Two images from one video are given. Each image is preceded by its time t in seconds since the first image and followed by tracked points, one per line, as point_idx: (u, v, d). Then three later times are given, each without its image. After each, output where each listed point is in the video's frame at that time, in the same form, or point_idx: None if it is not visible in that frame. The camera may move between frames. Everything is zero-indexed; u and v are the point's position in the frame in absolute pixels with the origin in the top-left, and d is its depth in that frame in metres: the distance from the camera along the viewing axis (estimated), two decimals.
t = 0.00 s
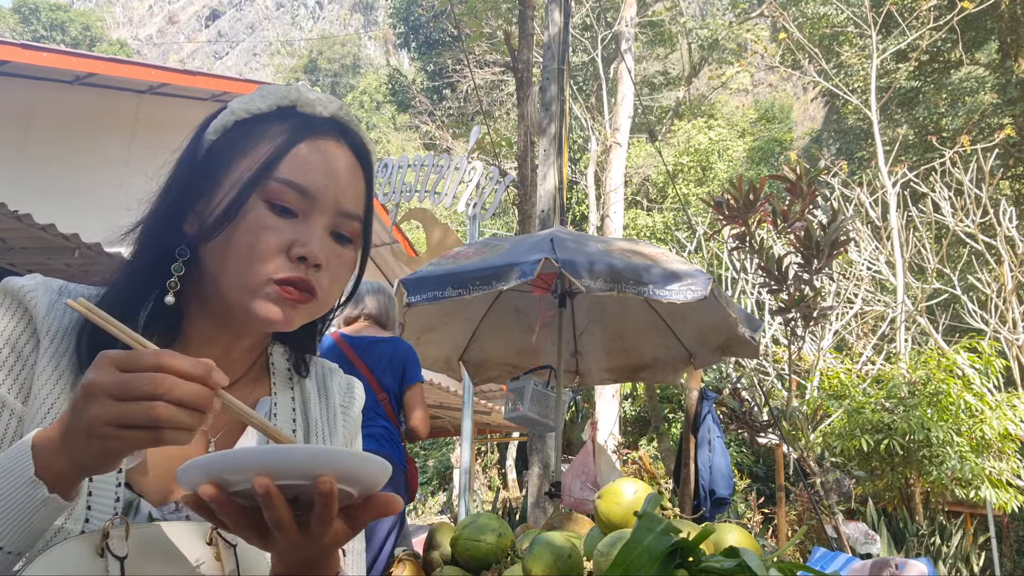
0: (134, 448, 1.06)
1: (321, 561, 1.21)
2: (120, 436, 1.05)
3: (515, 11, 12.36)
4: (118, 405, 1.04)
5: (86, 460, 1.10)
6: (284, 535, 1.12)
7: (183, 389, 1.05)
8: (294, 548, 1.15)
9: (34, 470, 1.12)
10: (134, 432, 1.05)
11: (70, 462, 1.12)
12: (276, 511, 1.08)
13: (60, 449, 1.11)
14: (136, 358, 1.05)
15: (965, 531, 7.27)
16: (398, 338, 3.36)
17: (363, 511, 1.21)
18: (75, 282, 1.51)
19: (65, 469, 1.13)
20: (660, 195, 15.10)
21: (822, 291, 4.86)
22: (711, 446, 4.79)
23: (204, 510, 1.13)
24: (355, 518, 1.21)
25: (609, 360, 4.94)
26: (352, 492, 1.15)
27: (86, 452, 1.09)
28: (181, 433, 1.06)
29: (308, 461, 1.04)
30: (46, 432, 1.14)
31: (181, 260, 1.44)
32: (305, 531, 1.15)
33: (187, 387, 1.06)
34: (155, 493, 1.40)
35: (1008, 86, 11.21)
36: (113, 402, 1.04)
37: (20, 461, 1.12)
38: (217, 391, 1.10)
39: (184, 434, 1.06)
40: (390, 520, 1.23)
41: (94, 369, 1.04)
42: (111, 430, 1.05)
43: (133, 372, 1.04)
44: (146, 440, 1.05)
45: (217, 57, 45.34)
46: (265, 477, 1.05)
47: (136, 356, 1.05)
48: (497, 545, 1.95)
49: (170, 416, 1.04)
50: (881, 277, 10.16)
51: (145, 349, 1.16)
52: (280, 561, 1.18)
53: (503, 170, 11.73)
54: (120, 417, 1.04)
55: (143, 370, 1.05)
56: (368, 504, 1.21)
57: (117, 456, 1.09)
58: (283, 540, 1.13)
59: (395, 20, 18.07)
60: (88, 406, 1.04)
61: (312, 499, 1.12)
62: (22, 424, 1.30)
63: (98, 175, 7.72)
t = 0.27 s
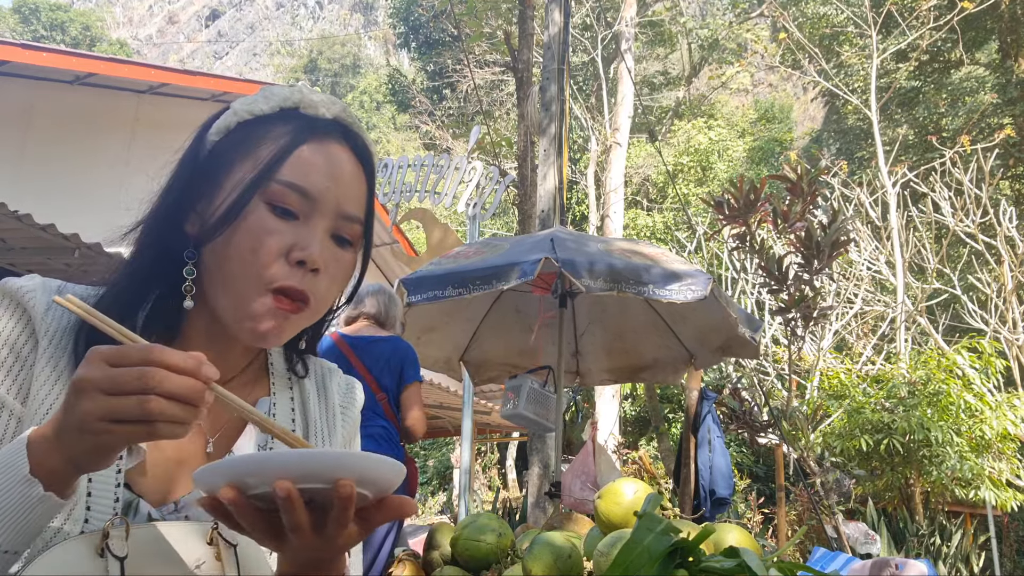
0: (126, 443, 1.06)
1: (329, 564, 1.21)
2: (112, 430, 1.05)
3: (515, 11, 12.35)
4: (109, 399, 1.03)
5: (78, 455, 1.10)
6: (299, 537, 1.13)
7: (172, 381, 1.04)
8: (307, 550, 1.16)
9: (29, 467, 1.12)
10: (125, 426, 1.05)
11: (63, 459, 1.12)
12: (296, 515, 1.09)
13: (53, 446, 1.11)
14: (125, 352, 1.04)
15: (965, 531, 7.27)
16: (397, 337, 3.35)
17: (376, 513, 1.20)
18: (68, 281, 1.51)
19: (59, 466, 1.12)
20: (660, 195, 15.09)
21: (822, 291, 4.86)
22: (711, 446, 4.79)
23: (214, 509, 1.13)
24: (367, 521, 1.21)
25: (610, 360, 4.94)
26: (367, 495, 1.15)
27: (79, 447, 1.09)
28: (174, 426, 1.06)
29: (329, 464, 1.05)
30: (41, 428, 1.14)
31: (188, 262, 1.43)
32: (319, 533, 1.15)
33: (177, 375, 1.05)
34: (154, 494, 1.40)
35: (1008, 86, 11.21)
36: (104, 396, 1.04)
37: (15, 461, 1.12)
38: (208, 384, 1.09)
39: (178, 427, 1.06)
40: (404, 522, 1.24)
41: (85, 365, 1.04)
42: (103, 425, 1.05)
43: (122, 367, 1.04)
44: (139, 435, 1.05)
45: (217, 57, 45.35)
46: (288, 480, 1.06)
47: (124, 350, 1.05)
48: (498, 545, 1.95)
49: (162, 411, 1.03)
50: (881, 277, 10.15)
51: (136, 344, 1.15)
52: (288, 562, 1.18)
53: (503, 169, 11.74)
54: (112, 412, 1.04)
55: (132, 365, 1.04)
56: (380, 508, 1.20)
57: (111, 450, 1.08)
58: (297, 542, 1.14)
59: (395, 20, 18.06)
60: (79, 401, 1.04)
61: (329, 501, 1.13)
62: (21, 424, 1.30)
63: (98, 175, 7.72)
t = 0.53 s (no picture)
0: (129, 443, 1.06)
1: (334, 564, 1.21)
2: (114, 431, 1.05)
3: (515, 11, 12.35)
4: (112, 400, 1.04)
5: (80, 455, 1.10)
6: (308, 540, 1.13)
7: (175, 382, 1.04)
8: (314, 550, 1.15)
9: (31, 467, 1.12)
10: (128, 426, 1.05)
11: (64, 459, 1.12)
12: (306, 518, 1.08)
13: (54, 446, 1.11)
14: (127, 353, 1.04)
15: (965, 531, 7.27)
16: (397, 338, 3.36)
17: (383, 513, 1.20)
18: (67, 281, 1.51)
19: (60, 466, 1.12)
20: (660, 195, 15.08)
21: (823, 291, 4.85)
22: (711, 446, 4.79)
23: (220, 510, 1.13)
24: (374, 522, 1.21)
25: (610, 360, 4.94)
26: (375, 496, 1.15)
27: (81, 447, 1.08)
28: (177, 426, 1.05)
29: (342, 466, 1.05)
30: (43, 429, 1.14)
31: (186, 262, 1.44)
32: (327, 534, 1.15)
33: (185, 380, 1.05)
34: (155, 494, 1.40)
35: (1008, 86, 11.20)
36: (108, 397, 1.04)
37: (16, 462, 1.12)
38: (210, 382, 1.08)
39: (182, 427, 1.06)
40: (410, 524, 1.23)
41: (88, 366, 1.04)
42: (105, 425, 1.05)
43: (124, 368, 1.04)
44: (141, 435, 1.05)
45: (217, 57, 45.37)
46: (300, 482, 1.05)
47: (126, 351, 1.05)
48: (498, 545, 1.95)
49: (164, 410, 1.03)
50: (881, 277, 10.15)
51: (137, 344, 1.15)
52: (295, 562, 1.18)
53: (502, 170, 11.72)
54: (115, 412, 1.04)
55: (134, 366, 1.04)
56: (388, 509, 1.20)
57: (113, 451, 1.08)
58: (305, 544, 1.14)
59: (395, 20, 18.06)
60: (80, 402, 1.04)
61: (338, 503, 1.12)
62: (21, 425, 1.30)
63: (98, 175, 7.72)
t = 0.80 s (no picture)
0: (135, 447, 1.06)
1: (334, 564, 1.21)
2: (121, 435, 1.05)
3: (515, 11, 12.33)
4: (119, 405, 1.04)
5: (85, 458, 1.10)
6: (307, 540, 1.13)
7: (182, 388, 1.04)
8: (314, 551, 1.16)
9: (36, 470, 1.12)
10: (136, 430, 1.05)
11: (68, 461, 1.12)
12: (305, 518, 1.08)
13: (59, 449, 1.11)
14: (135, 358, 1.05)
15: (965, 531, 7.28)
16: (398, 337, 3.36)
17: (383, 514, 1.20)
18: (70, 282, 1.51)
19: (65, 468, 1.12)
20: (660, 195, 15.08)
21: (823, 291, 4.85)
22: (711, 446, 4.79)
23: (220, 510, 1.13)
24: (373, 522, 1.21)
25: (610, 360, 4.94)
26: (375, 496, 1.15)
27: (87, 450, 1.09)
28: (183, 431, 1.06)
29: (342, 466, 1.05)
30: (47, 431, 1.13)
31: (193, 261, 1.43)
32: (327, 534, 1.15)
33: (193, 386, 1.06)
34: (156, 494, 1.40)
35: (1008, 86, 11.20)
36: (115, 401, 1.04)
37: (19, 463, 1.12)
38: (217, 389, 1.09)
39: (187, 432, 1.06)
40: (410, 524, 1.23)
41: (96, 370, 1.04)
42: (112, 430, 1.05)
43: (131, 372, 1.04)
44: (147, 439, 1.05)
45: (217, 57, 45.39)
46: (298, 481, 1.05)
47: (135, 356, 1.05)
48: (498, 545, 1.95)
49: (170, 415, 1.03)
50: (880, 277, 10.16)
51: (143, 348, 1.15)
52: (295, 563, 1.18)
53: (502, 170, 11.73)
54: (122, 417, 1.04)
55: (141, 370, 1.04)
56: (388, 509, 1.20)
57: (119, 455, 1.08)
58: (305, 544, 1.14)
59: (395, 20, 18.04)
60: (88, 405, 1.04)
61: (337, 503, 1.12)
62: (24, 426, 1.30)
63: (99, 175, 7.72)
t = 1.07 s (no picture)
0: (137, 450, 1.06)
1: (332, 564, 1.22)
2: (123, 437, 1.05)
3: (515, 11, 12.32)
4: (121, 406, 1.04)
5: (86, 459, 1.10)
6: (305, 539, 1.13)
7: (183, 391, 1.04)
8: (313, 551, 1.16)
9: (36, 472, 1.12)
10: (137, 432, 1.05)
11: (70, 462, 1.12)
12: (301, 518, 1.09)
13: (61, 450, 1.11)
14: (137, 360, 1.04)
15: (965, 531, 7.28)
16: (399, 337, 3.35)
17: (381, 514, 1.21)
18: (73, 282, 1.51)
19: (66, 468, 1.12)
20: (660, 195, 15.08)
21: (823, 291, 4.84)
22: (711, 446, 4.79)
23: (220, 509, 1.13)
24: (372, 522, 1.21)
25: (610, 360, 4.94)
26: (372, 497, 1.15)
27: (89, 451, 1.08)
28: (186, 433, 1.05)
29: (338, 467, 1.05)
30: (48, 432, 1.13)
31: (184, 261, 1.45)
32: (324, 533, 1.16)
33: (194, 386, 1.05)
34: (157, 494, 1.40)
35: (1008, 86, 11.21)
36: (117, 403, 1.04)
37: (21, 463, 1.12)
38: (219, 391, 1.08)
39: (190, 434, 1.06)
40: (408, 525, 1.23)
41: (98, 371, 1.04)
42: (115, 431, 1.05)
43: (134, 374, 1.04)
44: (149, 442, 1.05)
45: (217, 57, 45.40)
46: (295, 480, 1.05)
47: (135, 358, 1.05)
48: (498, 545, 1.95)
49: (172, 418, 1.03)
50: (881, 277, 10.16)
51: (146, 350, 1.15)
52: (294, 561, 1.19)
53: (502, 170, 11.73)
54: (125, 418, 1.04)
55: (143, 372, 1.04)
56: (387, 509, 1.20)
57: (121, 456, 1.08)
58: (303, 544, 1.14)
59: (395, 20, 18.04)
60: (90, 407, 1.04)
61: (334, 503, 1.12)
62: (25, 425, 1.30)
63: (99, 175, 7.72)
